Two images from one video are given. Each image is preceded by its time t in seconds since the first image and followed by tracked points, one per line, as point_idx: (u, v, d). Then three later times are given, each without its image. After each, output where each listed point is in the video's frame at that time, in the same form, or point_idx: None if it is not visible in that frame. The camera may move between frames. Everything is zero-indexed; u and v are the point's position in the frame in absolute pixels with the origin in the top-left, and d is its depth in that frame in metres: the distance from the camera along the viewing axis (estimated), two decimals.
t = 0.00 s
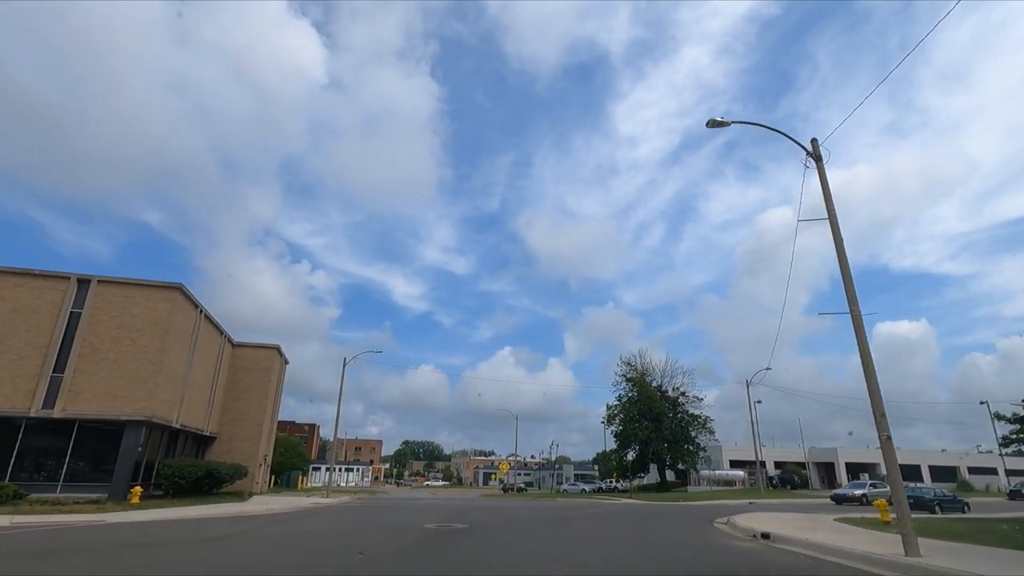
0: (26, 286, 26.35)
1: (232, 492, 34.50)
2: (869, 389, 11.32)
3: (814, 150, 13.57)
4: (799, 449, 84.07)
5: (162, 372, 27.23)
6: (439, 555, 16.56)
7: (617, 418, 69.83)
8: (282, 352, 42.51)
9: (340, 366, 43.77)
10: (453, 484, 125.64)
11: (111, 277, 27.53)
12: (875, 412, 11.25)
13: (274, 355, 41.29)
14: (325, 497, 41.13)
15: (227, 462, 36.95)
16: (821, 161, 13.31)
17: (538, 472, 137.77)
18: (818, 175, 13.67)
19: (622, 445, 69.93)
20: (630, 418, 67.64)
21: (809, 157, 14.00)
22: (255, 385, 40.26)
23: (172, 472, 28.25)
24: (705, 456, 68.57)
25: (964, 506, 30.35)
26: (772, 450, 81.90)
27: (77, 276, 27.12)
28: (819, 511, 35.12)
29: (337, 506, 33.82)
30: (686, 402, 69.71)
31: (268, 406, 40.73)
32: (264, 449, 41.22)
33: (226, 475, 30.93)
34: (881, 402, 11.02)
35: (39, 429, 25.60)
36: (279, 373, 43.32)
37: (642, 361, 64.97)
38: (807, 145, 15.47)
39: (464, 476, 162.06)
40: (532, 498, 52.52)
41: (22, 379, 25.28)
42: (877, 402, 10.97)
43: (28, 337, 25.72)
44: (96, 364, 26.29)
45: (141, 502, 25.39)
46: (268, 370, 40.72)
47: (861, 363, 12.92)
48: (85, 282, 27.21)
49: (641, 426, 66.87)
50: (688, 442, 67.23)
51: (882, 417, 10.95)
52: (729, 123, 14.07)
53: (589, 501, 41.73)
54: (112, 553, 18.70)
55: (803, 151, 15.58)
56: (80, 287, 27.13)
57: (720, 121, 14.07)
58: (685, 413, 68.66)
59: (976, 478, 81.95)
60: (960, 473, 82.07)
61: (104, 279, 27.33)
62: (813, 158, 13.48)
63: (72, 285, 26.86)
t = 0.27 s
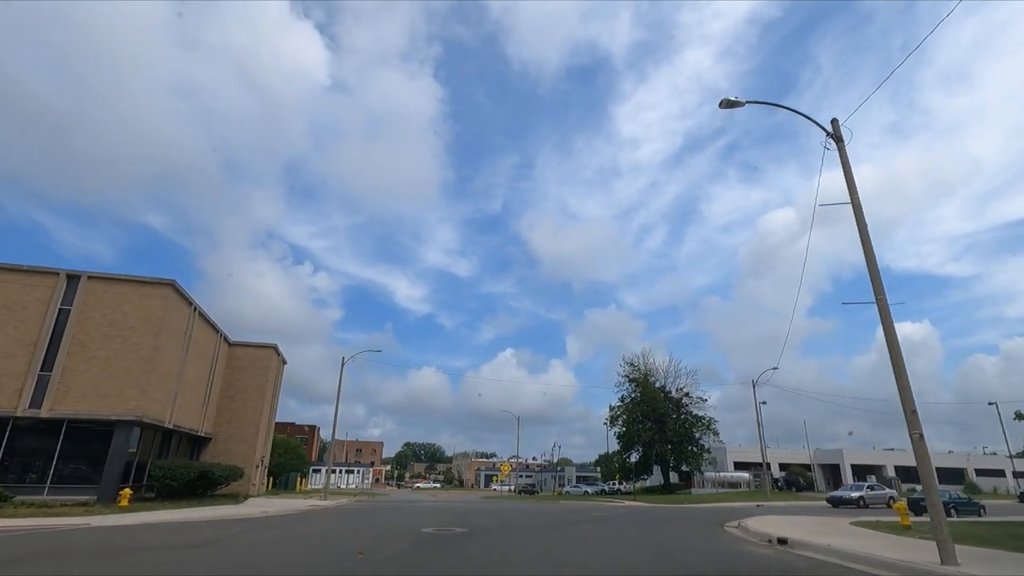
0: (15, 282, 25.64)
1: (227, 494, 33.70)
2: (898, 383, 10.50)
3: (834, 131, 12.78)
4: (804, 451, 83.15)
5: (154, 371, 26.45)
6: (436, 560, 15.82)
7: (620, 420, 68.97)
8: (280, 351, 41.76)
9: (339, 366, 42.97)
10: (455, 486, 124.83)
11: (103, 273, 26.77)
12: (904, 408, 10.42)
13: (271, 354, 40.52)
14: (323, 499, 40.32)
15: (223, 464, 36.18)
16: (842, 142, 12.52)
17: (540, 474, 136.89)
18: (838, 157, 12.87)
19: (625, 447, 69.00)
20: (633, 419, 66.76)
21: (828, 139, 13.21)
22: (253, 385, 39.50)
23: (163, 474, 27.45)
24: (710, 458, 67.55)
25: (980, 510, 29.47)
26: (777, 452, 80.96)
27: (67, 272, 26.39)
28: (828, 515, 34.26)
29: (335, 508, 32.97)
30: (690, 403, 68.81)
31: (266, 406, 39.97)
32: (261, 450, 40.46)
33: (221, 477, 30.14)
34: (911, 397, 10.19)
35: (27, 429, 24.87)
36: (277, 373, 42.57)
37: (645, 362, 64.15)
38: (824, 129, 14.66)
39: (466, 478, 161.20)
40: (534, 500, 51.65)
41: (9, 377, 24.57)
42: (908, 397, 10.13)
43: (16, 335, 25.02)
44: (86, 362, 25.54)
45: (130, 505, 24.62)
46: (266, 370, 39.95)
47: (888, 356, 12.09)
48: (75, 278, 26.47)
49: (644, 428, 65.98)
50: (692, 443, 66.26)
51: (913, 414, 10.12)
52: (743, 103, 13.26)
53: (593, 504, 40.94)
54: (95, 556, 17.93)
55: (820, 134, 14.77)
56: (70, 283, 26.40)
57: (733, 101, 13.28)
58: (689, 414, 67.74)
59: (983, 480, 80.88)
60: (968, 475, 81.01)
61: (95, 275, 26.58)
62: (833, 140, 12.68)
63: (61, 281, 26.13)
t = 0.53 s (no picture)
0: None
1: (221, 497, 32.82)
2: (939, 375, 9.53)
3: (859, 104, 11.83)
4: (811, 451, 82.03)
5: (143, 369, 25.58)
6: (433, 565, 14.96)
7: (623, 420, 67.99)
8: (276, 351, 40.90)
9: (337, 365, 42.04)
10: (456, 487, 123.99)
11: (90, 269, 25.94)
12: (945, 403, 9.47)
13: (267, 353, 39.65)
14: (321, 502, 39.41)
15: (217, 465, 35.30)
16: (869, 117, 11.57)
17: (543, 475, 136.00)
18: (865, 132, 11.90)
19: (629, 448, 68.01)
20: (637, 420, 65.77)
21: (853, 114, 12.25)
22: (248, 384, 38.65)
23: (153, 476, 26.51)
24: (715, 458, 66.41)
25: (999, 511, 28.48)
26: (782, 452, 79.95)
27: (53, 267, 25.53)
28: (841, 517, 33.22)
29: (332, 511, 32.02)
30: (694, 403, 67.80)
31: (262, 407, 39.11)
32: (257, 451, 39.59)
33: (214, 478, 29.26)
34: (953, 389, 9.24)
35: (11, 429, 24.02)
36: (274, 373, 41.71)
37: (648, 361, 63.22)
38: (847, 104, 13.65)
39: (468, 480, 160.25)
40: (537, 502, 50.69)
41: None
42: (949, 390, 9.18)
43: None
44: (72, 360, 24.69)
45: (118, 508, 23.72)
46: (262, 370, 39.10)
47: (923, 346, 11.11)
48: (62, 274, 25.62)
49: (648, 428, 65.00)
50: (696, 443, 65.22)
51: (955, 408, 9.17)
52: (761, 76, 12.29)
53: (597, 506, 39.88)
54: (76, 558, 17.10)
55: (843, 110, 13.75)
56: (56, 278, 25.54)
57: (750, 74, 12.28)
58: (694, 414, 66.71)
59: (992, 480, 79.75)
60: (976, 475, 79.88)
61: (81, 270, 25.73)
62: (859, 113, 11.73)
63: (47, 276, 25.27)
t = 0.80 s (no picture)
0: None
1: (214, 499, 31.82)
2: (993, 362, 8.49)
3: (894, 67, 10.77)
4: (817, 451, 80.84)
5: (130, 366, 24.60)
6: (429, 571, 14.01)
7: (627, 419, 66.93)
8: (273, 348, 39.90)
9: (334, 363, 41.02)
10: (458, 488, 122.96)
11: (76, 261, 24.99)
12: (1000, 395, 8.42)
13: (263, 351, 38.66)
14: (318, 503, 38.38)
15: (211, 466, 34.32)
16: (905, 81, 10.53)
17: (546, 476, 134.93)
18: (900, 99, 10.84)
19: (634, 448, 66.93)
20: (641, 419, 64.69)
21: (885, 79, 11.20)
22: (243, 383, 37.66)
23: (141, 477, 25.49)
24: (721, 458, 65.19)
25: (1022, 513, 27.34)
26: (789, 452, 78.78)
27: (37, 260, 24.59)
28: (854, 519, 32.12)
29: (328, 513, 30.96)
30: (700, 402, 66.66)
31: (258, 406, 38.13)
32: (253, 452, 38.61)
33: (206, 479, 28.26)
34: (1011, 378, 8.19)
35: None
36: (270, 371, 40.73)
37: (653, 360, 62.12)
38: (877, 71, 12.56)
39: (470, 480, 159.24)
40: (539, 503, 49.70)
41: None
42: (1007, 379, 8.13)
43: None
44: (56, 356, 23.75)
45: (102, 511, 22.75)
46: (257, 368, 38.10)
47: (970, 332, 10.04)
48: (46, 267, 24.68)
49: (653, 427, 63.90)
50: (702, 443, 64.01)
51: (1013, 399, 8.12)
52: (785, 39, 11.23)
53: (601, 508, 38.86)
54: (50, 564, 16.13)
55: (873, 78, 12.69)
56: (41, 271, 24.60)
57: (774, 36, 11.21)
58: (699, 413, 65.57)
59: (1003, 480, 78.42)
60: (987, 475, 78.57)
61: (67, 263, 24.79)
62: (894, 77, 10.67)
63: (31, 269, 24.34)
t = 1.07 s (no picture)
0: None
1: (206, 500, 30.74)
2: None
3: (941, 16, 9.68)
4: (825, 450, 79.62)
5: (116, 361, 23.55)
6: None
7: (632, 418, 65.77)
8: (269, 345, 38.84)
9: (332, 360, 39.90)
10: (461, 488, 121.86)
11: (59, 252, 23.96)
12: None
13: (259, 348, 37.59)
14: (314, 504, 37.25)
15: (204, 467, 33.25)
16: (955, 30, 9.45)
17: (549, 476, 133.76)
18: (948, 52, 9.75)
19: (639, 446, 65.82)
20: (646, 418, 63.52)
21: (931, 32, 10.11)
22: (238, 380, 36.61)
23: (127, 478, 24.41)
24: (728, 458, 63.88)
25: None
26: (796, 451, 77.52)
27: (18, 251, 23.58)
28: (869, 520, 30.96)
29: (324, 516, 29.83)
30: (706, 400, 65.43)
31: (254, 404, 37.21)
32: (249, 452, 37.62)
33: (196, 480, 27.17)
34: None
35: None
36: (267, 368, 39.73)
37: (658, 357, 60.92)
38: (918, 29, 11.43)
39: (473, 480, 158.12)
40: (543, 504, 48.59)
41: None
42: None
43: None
44: (38, 351, 22.75)
45: (84, 513, 21.69)
46: (253, 365, 37.04)
47: None
48: (28, 258, 23.66)
49: (658, 426, 62.71)
50: (708, 442, 62.78)
51: None
52: None
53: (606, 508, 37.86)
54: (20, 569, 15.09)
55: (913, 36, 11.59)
56: (22, 263, 23.59)
57: None
58: (705, 412, 64.34)
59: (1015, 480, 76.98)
60: (998, 474, 77.16)
61: (49, 254, 23.75)
62: (941, 26, 9.58)
63: (12, 261, 23.33)
